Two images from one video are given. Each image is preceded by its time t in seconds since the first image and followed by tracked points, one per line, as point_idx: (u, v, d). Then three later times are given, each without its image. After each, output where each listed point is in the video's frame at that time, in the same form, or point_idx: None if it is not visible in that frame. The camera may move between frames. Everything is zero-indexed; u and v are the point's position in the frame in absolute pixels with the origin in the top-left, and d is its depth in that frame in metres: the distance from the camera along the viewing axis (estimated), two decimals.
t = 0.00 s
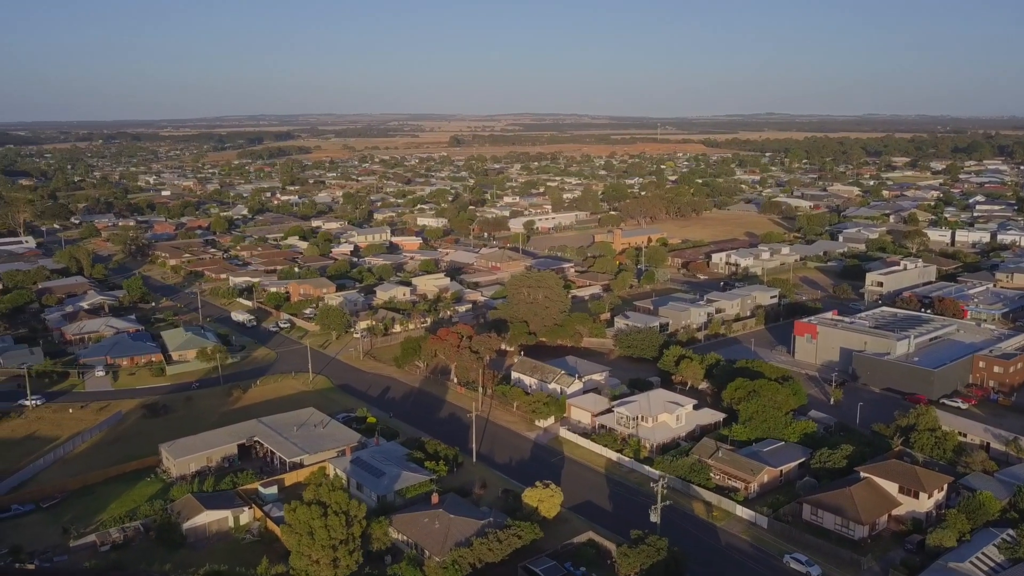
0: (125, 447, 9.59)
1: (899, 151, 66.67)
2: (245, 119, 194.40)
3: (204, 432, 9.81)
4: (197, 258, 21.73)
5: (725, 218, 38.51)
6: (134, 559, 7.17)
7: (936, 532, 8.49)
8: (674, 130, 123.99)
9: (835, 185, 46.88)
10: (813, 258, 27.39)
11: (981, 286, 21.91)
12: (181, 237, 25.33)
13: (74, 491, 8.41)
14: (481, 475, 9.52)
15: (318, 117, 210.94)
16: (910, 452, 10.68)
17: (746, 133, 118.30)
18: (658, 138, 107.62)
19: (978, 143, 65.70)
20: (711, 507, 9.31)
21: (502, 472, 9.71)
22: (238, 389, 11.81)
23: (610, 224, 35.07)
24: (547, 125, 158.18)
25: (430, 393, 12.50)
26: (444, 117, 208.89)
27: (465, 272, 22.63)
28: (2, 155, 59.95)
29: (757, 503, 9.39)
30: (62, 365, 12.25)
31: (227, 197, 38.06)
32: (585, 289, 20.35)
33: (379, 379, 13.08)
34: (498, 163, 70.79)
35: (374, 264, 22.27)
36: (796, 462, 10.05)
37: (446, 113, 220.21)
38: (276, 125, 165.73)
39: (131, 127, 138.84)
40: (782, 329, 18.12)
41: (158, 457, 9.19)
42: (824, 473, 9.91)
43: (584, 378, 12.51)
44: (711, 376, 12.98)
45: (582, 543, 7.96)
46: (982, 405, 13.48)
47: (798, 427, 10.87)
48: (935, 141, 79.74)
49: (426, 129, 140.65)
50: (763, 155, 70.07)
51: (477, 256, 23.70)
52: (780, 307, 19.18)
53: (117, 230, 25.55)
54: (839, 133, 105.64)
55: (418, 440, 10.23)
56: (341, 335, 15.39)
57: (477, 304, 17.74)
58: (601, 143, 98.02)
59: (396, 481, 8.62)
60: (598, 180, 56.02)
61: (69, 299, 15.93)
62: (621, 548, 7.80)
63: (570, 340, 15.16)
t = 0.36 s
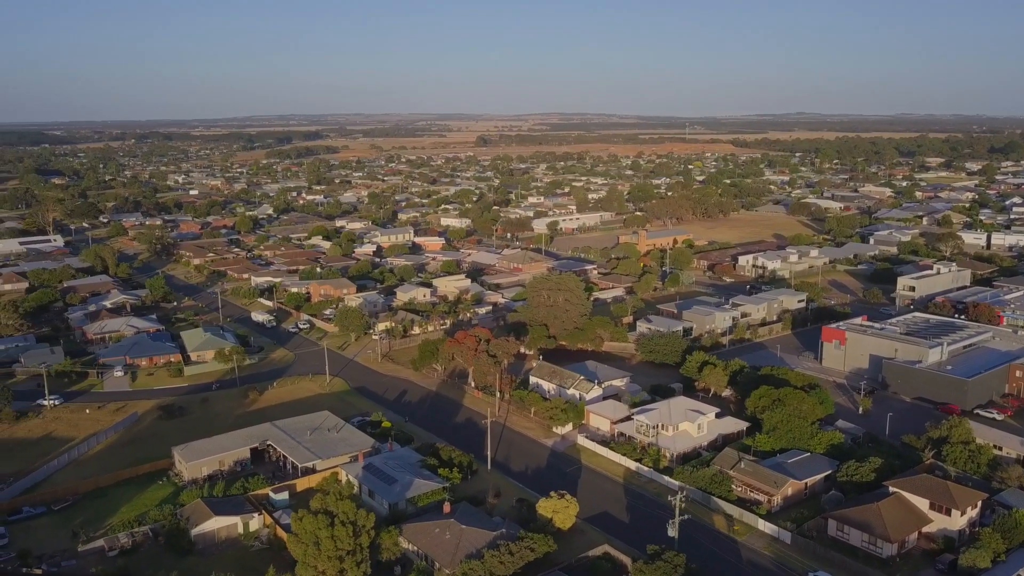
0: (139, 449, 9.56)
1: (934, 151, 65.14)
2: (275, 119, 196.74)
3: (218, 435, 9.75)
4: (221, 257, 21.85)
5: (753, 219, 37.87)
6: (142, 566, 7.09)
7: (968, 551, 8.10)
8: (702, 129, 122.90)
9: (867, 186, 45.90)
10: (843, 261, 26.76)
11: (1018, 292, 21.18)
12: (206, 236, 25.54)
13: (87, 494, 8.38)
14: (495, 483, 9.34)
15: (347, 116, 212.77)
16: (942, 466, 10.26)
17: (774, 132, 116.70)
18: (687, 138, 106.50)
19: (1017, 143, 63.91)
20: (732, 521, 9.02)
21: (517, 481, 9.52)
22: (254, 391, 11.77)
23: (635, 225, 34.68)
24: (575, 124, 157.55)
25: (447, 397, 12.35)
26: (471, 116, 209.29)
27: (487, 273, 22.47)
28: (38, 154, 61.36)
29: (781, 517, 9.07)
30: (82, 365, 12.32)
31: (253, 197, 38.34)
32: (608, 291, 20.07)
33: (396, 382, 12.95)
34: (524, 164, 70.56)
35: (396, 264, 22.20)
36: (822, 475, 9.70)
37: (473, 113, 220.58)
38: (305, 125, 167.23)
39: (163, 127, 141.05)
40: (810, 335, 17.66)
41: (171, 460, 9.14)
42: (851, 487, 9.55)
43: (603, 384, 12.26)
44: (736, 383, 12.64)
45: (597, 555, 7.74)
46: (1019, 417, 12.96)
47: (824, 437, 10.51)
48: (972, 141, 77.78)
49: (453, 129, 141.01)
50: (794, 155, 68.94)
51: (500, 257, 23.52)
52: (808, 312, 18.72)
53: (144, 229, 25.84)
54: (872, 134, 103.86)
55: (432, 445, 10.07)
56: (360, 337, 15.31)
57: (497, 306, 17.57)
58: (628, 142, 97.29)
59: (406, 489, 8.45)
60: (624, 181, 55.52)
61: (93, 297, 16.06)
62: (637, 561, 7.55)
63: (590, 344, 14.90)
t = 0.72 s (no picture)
0: (152, 451, 9.52)
1: (969, 151, 63.59)
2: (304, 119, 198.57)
3: (231, 439, 9.68)
4: (243, 257, 21.92)
5: (781, 220, 37.21)
6: (148, 571, 7.02)
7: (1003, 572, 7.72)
8: (731, 127, 121.65)
9: (900, 187, 44.90)
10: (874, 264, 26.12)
11: None
12: (230, 236, 25.67)
13: (98, 497, 8.34)
14: (509, 493, 9.14)
15: (374, 116, 214.12)
16: (975, 481, 9.80)
17: (805, 131, 115.02)
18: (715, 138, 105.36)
19: None
20: (754, 535, 8.72)
21: (532, 490, 9.31)
22: (270, 394, 11.70)
23: (660, 226, 34.25)
24: (601, 124, 156.77)
25: (463, 402, 12.18)
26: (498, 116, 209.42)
27: (508, 274, 22.27)
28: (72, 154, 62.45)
29: (805, 533, 8.75)
30: (101, 365, 12.36)
31: (279, 196, 38.55)
32: (630, 295, 19.77)
33: (412, 386, 12.81)
34: (549, 163, 70.26)
35: (417, 265, 22.10)
36: (848, 489, 9.35)
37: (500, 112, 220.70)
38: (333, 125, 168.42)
39: (194, 127, 142.99)
40: (838, 341, 17.19)
41: (183, 463, 9.08)
42: (879, 502, 9.19)
43: (623, 391, 12.00)
44: (760, 392, 12.29)
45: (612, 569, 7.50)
46: None
47: (851, 449, 10.14)
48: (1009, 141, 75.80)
49: (479, 129, 141.06)
50: (824, 156, 67.77)
51: (522, 259, 23.30)
52: (836, 317, 18.24)
53: (170, 228, 26.08)
54: (905, 133, 101.88)
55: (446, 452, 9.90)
56: (378, 339, 15.20)
57: (517, 309, 17.37)
58: (655, 142, 96.48)
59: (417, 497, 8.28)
60: (650, 181, 54.96)
61: (115, 296, 16.17)
62: None
63: (611, 349, 14.64)
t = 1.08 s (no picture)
0: (165, 454, 9.47)
1: (1005, 151, 62.02)
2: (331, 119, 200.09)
3: (243, 442, 9.60)
4: (265, 256, 21.97)
5: (809, 222, 36.52)
6: None
7: None
8: (758, 127, 120.19)
9: (932, 188, 43.85)
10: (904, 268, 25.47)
11: None
12: (253, 235, 25.76)
13: (109, 500, 8.30)
14: (523, 502, 8.95)
15: (401, 115, 215.12)
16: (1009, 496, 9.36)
17: (834, 131, 113.27)
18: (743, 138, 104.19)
19: None
20: (775, 551, 8.41)
21: (547, 499, 9.10)
22: (285, 396, 11.62)
23: (685, 227, 33.80)
24: (628, 124, 155.84)
25: (479, 406, 12.01)
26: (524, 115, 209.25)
27: (529, 276, 22.05)
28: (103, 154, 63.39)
29: (829, 549, 8.43)
30: (119, 365, 12.40)
31: (303, 196, 38.71)
32: (652, 298, 19.44)
33: (428, 389, 12.66)
34: (574, 163, 69.89)
35: (438, 266, 21.98)
36: (874, 503, 9.01)
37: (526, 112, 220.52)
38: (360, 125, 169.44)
39: (223, 127, 144.69)
40: (866, 347, 16.73)
41: (194, 466, 9.02)
42: (907, 518, 8.83)
43: (642, 397, 11.73)
44: (784, 400, 11.95)
45: None
46: None
47: (878, 462, 9.79)
48: None
49: (505, 129, 140.94)
50: (855, 156, 66.57)
51: (543, 260, 23.08)
52: (864, 322, 17.75)
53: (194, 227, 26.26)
54: (938, 133, 99.97)
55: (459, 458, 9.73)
56: (395, 340, 15.08)
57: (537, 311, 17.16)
58: (682, 142, 95.61)
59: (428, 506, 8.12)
60: (676, 181, 54.35)
61: (137, 296, 16.26)
62: None
63: (631, 353, 14.36)
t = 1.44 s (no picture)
0: (177, 456, 9.43)
1: None
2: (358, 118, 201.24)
3: (255, 445, 9.53)
4: (287, 256, 22.01)
5: (837, 223, 35.83)
6: None
7: None
8: (787, 127, 118.51)
9: (967, 189, 42.79)
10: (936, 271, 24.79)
11: None
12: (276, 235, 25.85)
13: (118, 503, 8.25)
14: (536, 512, 8.74)
15: (427, 114, 215.75)
16: None
17: (865, 131, 111.34)
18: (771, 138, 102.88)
19: None
20: (798, 568, 8.09)
21: (561, 510, 8.88)
22: (299, 398, 11.56)
23: (710, 228, 33.33)
24: (654, 123, 154.70)
25: (495, 411, 11.83)
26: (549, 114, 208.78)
27: (551, 277, 21.83)
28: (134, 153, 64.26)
29: (854, 567, 8.10)
30: (137, 365, 12.43)
31: (327, 196, 38.84)
32: (675, 301, 19.11)
33: (444, 393, 12.52)
34: (600, 163, 69.47)
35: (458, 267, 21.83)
36: (902, 519, 8.66)
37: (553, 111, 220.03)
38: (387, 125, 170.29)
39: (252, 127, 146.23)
40: (895, 353, 16.25)
41: (205, 470, 8.95)
42: (936, 535, 8.48)
43: (661, 404, 11.46)
44: (808, 408, 11.60)
45: None
46: None
47: (906, 475, 9.43)
48: None
49: (531, 129, 140.69)
50: (887, 156, 65.32)
51: (565, 261, 22.84)
52: (893, 327, 17.26)
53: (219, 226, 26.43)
54: (973, 133, 97.77)
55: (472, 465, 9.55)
56: (412, 342, 14.96)
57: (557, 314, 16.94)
58: (709, 142, 94.66)
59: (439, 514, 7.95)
60: (702, 181, 53.68)
61: (158, 296, 16.35)
62: None
63: (651, 358, 14.08)
